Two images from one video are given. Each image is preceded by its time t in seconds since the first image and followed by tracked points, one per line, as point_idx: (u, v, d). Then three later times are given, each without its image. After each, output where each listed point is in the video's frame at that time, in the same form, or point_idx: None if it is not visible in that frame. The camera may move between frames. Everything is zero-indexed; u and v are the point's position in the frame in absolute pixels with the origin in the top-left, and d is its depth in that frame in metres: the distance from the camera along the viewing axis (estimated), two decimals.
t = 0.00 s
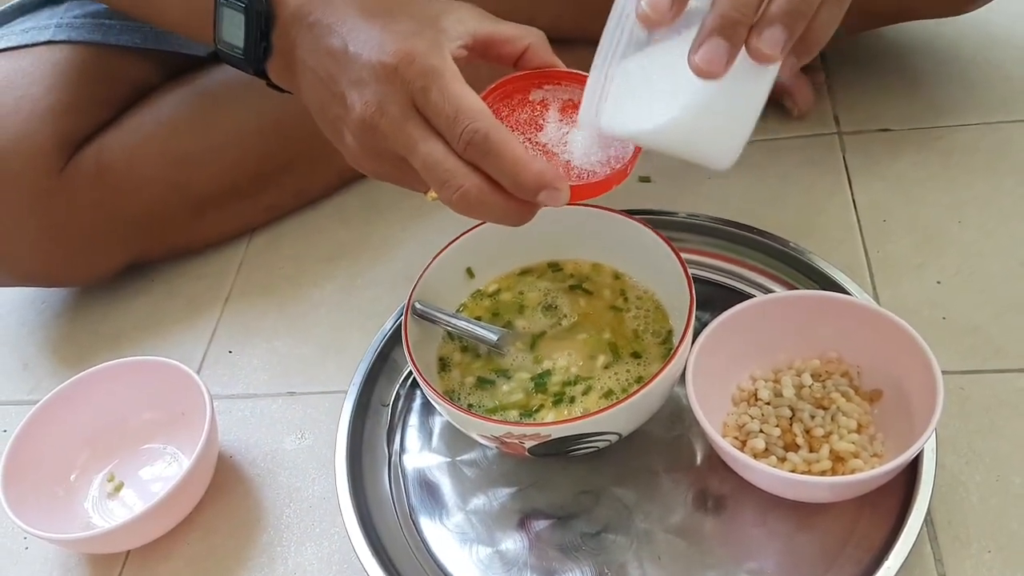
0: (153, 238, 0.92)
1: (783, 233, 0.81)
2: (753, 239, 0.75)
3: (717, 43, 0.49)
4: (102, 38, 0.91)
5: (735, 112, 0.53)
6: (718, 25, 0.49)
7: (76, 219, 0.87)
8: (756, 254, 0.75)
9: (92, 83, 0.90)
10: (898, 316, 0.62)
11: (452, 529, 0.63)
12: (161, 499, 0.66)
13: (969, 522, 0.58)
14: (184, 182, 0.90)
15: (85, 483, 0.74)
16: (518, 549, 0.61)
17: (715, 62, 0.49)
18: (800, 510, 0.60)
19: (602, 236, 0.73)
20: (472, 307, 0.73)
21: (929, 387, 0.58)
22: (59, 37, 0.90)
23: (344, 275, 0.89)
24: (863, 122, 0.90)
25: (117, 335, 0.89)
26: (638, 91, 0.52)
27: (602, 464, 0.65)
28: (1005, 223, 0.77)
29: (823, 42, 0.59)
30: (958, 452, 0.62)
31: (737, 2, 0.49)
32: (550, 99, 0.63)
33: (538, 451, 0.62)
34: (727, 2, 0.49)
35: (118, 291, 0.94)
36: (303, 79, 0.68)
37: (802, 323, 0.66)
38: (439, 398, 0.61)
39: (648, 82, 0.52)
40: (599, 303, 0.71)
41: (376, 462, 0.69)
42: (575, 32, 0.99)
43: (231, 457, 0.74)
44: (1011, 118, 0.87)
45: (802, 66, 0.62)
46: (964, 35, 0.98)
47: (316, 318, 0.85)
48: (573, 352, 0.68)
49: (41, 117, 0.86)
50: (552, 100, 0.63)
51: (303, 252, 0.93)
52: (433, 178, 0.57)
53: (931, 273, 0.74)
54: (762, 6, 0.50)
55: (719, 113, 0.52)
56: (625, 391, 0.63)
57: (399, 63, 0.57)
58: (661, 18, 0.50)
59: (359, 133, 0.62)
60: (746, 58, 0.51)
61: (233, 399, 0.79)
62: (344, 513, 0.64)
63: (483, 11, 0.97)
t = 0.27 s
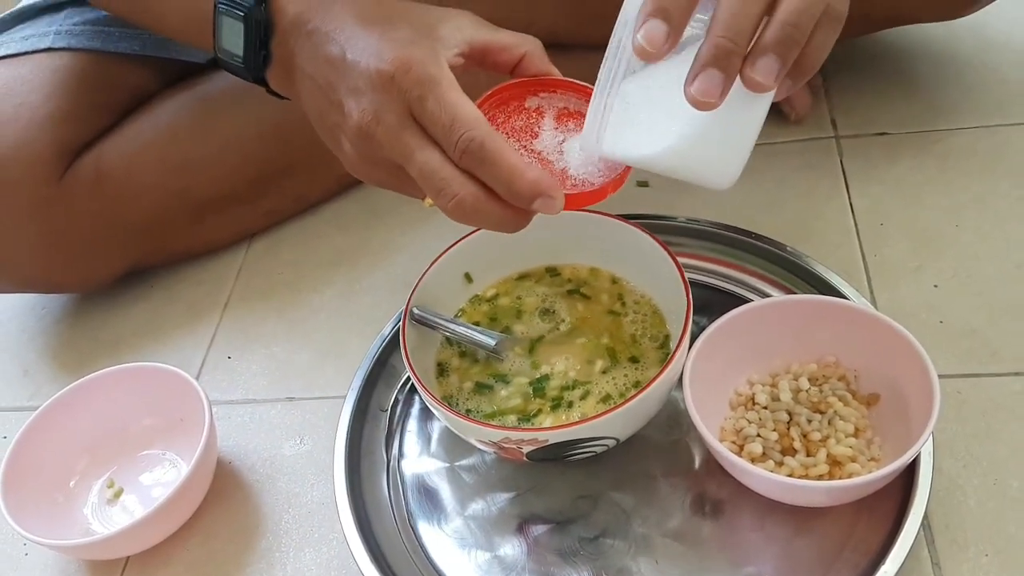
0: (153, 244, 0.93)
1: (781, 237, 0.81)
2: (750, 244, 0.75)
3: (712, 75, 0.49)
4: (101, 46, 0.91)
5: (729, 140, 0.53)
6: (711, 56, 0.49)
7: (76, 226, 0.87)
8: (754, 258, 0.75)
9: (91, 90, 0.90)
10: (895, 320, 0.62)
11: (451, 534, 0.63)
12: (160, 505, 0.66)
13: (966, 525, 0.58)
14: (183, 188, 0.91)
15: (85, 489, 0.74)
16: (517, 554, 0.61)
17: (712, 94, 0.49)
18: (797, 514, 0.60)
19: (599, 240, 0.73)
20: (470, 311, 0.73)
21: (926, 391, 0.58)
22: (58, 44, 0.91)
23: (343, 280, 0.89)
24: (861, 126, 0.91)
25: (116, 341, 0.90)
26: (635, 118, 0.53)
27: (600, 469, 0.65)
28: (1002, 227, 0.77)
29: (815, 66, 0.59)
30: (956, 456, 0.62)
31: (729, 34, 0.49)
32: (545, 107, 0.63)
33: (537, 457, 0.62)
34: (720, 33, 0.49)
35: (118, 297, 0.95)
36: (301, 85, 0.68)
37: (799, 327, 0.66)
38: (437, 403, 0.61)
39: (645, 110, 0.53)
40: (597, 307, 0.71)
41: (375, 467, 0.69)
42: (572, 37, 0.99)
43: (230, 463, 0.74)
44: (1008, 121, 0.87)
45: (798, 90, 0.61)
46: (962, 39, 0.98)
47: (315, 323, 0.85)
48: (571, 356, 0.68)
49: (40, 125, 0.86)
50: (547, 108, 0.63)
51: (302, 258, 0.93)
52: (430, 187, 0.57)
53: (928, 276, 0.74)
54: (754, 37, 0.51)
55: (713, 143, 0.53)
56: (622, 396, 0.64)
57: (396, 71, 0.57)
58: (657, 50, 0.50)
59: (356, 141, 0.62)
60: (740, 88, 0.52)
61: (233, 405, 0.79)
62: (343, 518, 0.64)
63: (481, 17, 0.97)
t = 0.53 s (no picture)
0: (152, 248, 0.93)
1: (779, 238, 0.81)
2: (748, 245, 0.75)
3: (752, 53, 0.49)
4: (99, 50, 0.91)
5: (768, 123, 0.55)
6: (755, 34, 0.49)
7: (75, 230, 0.88)
8: (752, 259, 0.75)
9: (89, 94, 0.90)
10: (893, 321, 0.62)
11: (450, 536, 0.63)
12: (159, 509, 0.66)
13: (964, 526, 0.58)
14: (182, 192, 0.91)
15: (85, 493, 0.74)
16: (516, 556, 0.61)
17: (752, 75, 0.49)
18: (796, 515, 0.60)
19: (597, 242, 0.73)
20: (469, 313, 0.73)
21: (923, 392, 0.59)
22: (56, 48, 0.91)
23: (342, 283, 0.89)
24: (859, 127, 0.91)
25: (116, 344, 0.90)
26: (675, 104, 0.53)
27: (599, 471, 0.65)
28: (1000, 227, 0.77)
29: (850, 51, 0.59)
30: (954, 456, 0.62)
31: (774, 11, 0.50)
32: (541, 105, 0.63)
33: (535, 458, 0.62)
34: (765, 11, 0.50)
35: (117, 301, 0.95)
36: (295, 90, 0.69)
37: (797, 328, 0.66)
38: (436, 406, 0.61)
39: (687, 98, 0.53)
40: (595, 309, 0.72)
41: (374, 470, 0.69)
42: (570, 39, 0.99)
43: (230, 466, 0.74)
44: (1006, 121, 0.87)
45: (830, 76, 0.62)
46: (959, 39, 0.98)
47: (315, 326, 0.85)
48: (570, 358, 0.68)
49: (38, 129, 0.86)
50: (543, 106, 0.63)
51: (301, 261, 0.93)
52: (423, 189, 0.57)
53: (926, 276, 0.75)
54: (797, 15, 0.51)
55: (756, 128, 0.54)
56: (621, 398, 0.64)
57: (386, 74, 0.58)
58: (700, 26, 0.49)
59: (349, 144, 0.63)
60: (782, 67, 0.53)
61: (232, 408, 0.80)
62: (342, 521, 0.64)
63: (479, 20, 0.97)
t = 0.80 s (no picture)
0: (151, 251, 0.93)
1: (778, 239, 0.81)
2: (747, 247, 0.75)
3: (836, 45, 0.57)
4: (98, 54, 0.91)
5: (805, 125, 0.64)
6: (861, 24, 0.56)
7: (75, 234, 0.88)
8: (751, 261, 0.75)
9: (88, 98, 0.90)
10: (891, 322, 0.62)
11: (450, 539, 0.63)
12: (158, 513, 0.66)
13: (964, 526, 0.58)
14: (181, 196, 0.91)
15: (84, 497, 0.74)
16: (515, 558, 0.61)
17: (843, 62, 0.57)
18: (795, 517, 0.60)
19: (596, 244, 0.73)
20: (467, 316, 0.73)
21: (922, 393, 0.59)
22: (55, 53, 0.91)
23: (341, 286, 0.89)
24: (857, 128, 0.91)
25: (115, 348, 0.90)
26: (734, 57, 0.57)
27: (598, 473, 0.66)
28: (998, 227, 0.78)
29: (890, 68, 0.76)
30: (953, 457, 0.62)
31: (881, 8, 0.57)
32: (486, 146, 0.61)
33: (535, 461, 0.62)
34: (876, 6, 0.56)
35: (116, 305, 0.95)
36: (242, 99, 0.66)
37: (795, 330, 0.66)
38: (435, 409, 0.61)
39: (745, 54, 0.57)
40: (594, 311, 0.72)
41: (374, 472, 0.69)
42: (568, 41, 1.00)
43: (229, 469, 0.74)
44: (1004, 121, 0.88)
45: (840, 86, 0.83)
46: (956, 40, 0.99)
47: (314, 329, 0.85)
48: (569, 360, 0.68)
49: (37, 133, 0.86)
50: (488, 147, 0.61)
51: (300, 264, 0.93)
52: (339, 222, 0.56)
53: (925, 277, 0.75)
54: (891, 22, 0.59)
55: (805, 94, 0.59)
56: (620, 400, 0.64)
57: (311, 102, 0.56)
58: None
59: (278, 169, 0.60)
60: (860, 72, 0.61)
61: (231, 411, 0.80)
62: (341, 524, 0.64)
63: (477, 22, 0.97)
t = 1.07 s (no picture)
0: (150, 255, 0.93)
1: (776, 241, 0.81)
2: (745, 250, 0.76)
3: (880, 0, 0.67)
4: (97, 59, 0.92)
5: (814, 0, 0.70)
6: None
7: (74, 238, 0.88)
8: (749, 263, 0.75)
9: (86, 102, 0.90)
10: (889, 324, 0.62)
11: (449, 542, 0.63)
12: (158, 517, 0.67)
13: (963, 528, 0.58)
14: (179, 199, 0.91)
15: (84, 501, 0.74)
16: (514, 561, 0.61)
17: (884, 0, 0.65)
18: (794, 519, 0.60)
19: (594, 247, 0.73)
20: (466, 319, 0.73)
21: (920, 395, 0.59)
22: (53, 57, 0.91)
23: (341, 289, 0.90)
24: (855, 130, 0.91)
25: (114, 352, 0.90)
26: None
27: (598, 476, 0.66)
28: (997, 228, 0.78)
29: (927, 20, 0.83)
30: (952, 458, 0.62)
31: None
32: (426, 163, 0.61)
33: (534, 463, 0.62)
34: None
35: (116, 309, 0.95)
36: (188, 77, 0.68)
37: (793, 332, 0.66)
38: (434, 412, 0.61)
39: None
40: (593, 313, 0.72)
41: (373, 476, 0.69)
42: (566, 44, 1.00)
43: (229, 473, 0.75)
44: (1002, 122, 0.88)
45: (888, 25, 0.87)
46: (954, 41, 0.99)
47: (314, 332, 0.86)
48: (567, 363, 0.68)
49: (36, 137, 0.87)
50: (428, 164, 0.61)
51: (300, 268, 0.93)
52: (258, 181, 0.55)
53: (923, 278, 0.75)
54: None
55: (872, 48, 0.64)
56: (618, 402, 0.64)
57: (256, 59, 0.59)
58: None
59: (209, 124, 0.61)
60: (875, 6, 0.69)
61: (231, 415, 0.80)
62: (340, 527, 0.64)
63: (475, 24, 0.98)
